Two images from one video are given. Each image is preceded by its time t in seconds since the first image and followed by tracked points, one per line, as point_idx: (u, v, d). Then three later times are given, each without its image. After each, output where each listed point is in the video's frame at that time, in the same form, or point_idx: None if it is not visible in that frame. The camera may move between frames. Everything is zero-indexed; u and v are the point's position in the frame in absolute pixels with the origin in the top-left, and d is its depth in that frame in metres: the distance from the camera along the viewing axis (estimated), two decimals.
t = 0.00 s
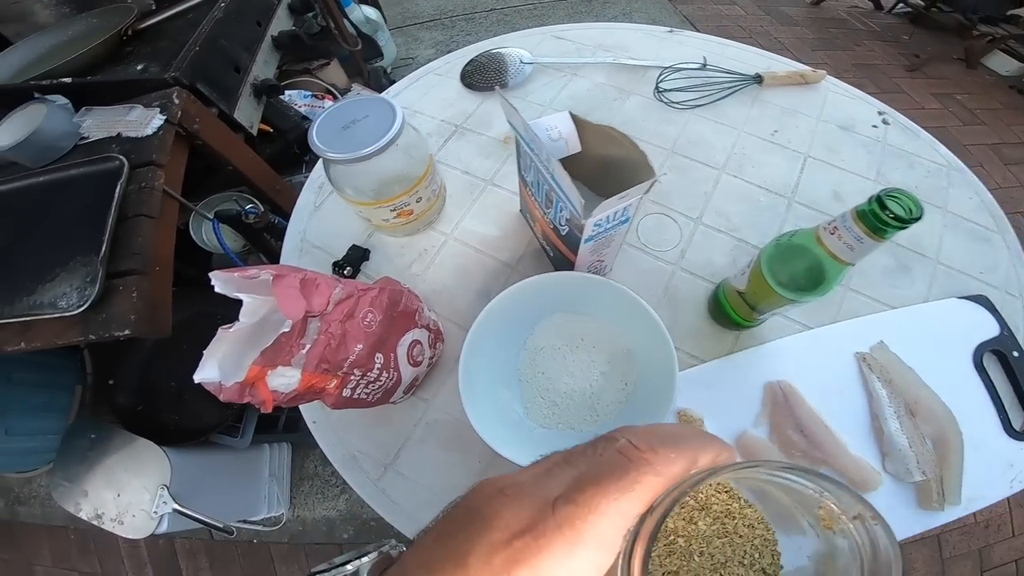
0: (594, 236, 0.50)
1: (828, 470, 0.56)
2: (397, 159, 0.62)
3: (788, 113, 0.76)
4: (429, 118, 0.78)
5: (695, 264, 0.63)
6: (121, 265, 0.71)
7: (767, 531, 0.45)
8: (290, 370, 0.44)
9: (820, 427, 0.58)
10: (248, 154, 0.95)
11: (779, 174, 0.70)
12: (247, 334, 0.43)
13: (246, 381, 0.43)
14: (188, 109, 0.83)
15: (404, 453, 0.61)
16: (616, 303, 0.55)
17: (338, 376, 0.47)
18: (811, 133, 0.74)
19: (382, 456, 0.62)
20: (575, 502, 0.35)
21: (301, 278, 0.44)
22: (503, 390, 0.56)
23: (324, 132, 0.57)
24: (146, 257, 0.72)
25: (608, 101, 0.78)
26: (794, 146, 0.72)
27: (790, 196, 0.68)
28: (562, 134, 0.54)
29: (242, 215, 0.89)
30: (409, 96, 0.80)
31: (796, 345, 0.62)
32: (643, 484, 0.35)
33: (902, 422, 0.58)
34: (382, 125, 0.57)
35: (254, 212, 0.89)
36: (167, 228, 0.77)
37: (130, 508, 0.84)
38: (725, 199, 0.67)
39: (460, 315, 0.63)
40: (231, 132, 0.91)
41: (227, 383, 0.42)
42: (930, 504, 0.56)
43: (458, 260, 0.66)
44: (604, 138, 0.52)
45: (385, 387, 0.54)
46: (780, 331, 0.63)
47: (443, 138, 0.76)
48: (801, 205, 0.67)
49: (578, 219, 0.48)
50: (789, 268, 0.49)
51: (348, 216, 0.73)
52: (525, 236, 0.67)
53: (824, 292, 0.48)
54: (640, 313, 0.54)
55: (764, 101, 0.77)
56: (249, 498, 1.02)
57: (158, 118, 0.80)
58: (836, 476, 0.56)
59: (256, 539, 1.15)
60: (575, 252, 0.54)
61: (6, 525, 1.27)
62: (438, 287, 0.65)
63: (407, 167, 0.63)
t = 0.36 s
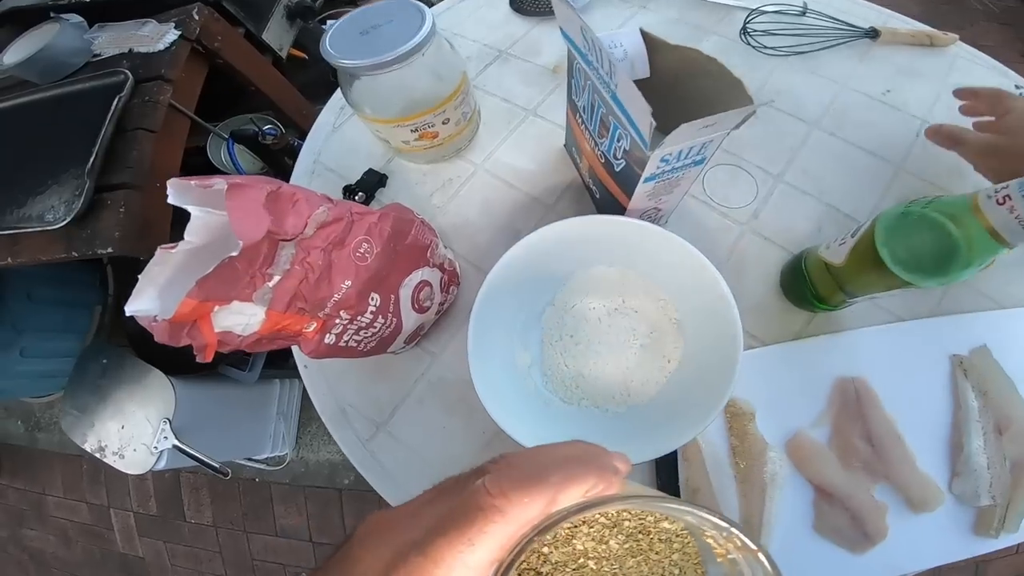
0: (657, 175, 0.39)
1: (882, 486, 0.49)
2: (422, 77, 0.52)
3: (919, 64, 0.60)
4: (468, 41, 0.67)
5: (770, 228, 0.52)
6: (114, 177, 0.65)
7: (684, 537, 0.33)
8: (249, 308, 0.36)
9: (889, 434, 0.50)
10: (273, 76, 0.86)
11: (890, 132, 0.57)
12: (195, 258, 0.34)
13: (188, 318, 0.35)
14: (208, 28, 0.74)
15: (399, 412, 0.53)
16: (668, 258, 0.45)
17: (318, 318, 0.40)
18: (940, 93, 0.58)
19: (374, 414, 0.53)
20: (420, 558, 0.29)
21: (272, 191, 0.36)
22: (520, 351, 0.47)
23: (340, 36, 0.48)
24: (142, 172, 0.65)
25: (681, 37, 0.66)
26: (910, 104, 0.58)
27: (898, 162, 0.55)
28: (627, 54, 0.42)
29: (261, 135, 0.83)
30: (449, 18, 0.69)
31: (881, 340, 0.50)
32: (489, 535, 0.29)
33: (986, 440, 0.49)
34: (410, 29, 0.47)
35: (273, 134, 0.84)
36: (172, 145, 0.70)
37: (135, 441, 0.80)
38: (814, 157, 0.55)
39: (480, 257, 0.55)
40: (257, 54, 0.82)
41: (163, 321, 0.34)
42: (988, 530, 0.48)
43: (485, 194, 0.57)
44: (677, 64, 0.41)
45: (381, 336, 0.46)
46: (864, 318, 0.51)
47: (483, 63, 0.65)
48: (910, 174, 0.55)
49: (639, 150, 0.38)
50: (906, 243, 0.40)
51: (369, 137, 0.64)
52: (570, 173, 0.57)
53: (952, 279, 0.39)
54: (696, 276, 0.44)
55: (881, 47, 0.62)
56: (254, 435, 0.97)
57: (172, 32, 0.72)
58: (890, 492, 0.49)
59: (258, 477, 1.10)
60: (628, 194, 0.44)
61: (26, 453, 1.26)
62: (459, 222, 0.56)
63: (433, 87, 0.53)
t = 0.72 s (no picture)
0: (729, 107, 0.32)
1: (926, 492, 0.43)
2: None
3: None
4: None
5: (850, 188, 0.44)
6: (123, 96, 0.60)
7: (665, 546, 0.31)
8: (218, 217, 0.32)
9: (950, 436, 0.43)
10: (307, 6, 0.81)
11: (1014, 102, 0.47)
12: (146, 155, 0.30)
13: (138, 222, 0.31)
14: None
15: (402, 357, 0.48)
16: (727, 204, 0.38)
17: (307, 237, 0.35)
18: None
19: (375, 358, 0.48)
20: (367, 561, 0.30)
21: (251, 86, 0.32)
22: (543, 297, 0.41)
23: None
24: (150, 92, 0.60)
25: None
26: None
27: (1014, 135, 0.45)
28: None
29: (287, 61, 0.79)
30: None
31: (961, 332, 0.43)
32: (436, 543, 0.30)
33: None
34: None
35: (300, 61, 0.80)
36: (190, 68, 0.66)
37: (150, 370, 0.77)
38: (909, 114, 0.46)
39: (507, 195, 0.49)
40: None
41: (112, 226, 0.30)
42: None
43: (519, 125, 0.50)
44: None
45: (386, 267, 0.41)
46: (949, 304, 0.43)
47: None
48: None
49: (708, 75, 0.31)
50: None
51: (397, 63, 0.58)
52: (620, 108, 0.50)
53: None
54: (762, 229, 0.37)
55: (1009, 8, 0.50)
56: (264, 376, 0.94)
57: None
58: (935, 500, 0.43)
59: (270, 417, 1.07)
60: (688, 128, 0.37)
61: (52, 381, 1.26)
62: (487, 155, 0.50)
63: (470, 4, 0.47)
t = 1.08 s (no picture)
0: (642, 125, 0.36)
1: (873, 478, 0.47)
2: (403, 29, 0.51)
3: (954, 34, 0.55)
4: None
5: (775, 193, 0.48)
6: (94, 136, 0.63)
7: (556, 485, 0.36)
8: (188, 257, 0.35)
9: (886, 423, 0.47)
10: (268, 36, 0.84)
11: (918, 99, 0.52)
12: (126, 204, 0.33)
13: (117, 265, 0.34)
14: None
15: (375, 373, 0.51)
16: (655, 213, 0.41)
17: (272, 269, 0.38)
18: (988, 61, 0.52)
19: (349, 375, 0.51)
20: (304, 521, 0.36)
21: (210, 137, 0.34)
22: (496, 310, 0.44)
23: None
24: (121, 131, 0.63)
25: None
26: (942, 72, 0.51)
27: (927, 132, 0.49)
28: None
29: (253, 94, 0.82)
30: None
31: (885, 322, 0.47)
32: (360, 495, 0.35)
33: (992, 434, 0.46)
34: None
35: (265, 93, 0.83)
36: (160, 103, 0.68)
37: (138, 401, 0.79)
38: (831, 121, 0.50)
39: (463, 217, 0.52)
40: (248, 11, 0.81)
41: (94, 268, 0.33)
42: (978, 531, 0.46)
43: (472, 150, 0.54)
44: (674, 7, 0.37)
45: (349, 292, 0.43)
46: (873, 296, 0.47)
47: (477, 17, 0.61)
48: (937, 143, 0.49)
49: (619, 99, 0.34)
50: (936, 209, 0.36)
51: (355, 96, 0.61)
52: (563, 130, 0.53)
53: (969, 250, 0.36)
54: (686, 235, 0.41)
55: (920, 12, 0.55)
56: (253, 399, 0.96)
57: None
58: (882, 485, 0.47)
59: (262, 441, 1.09)
60: (612, 148, 0.40)
61: (40, 415, 1.27)
62: (443, 180, 0.53)
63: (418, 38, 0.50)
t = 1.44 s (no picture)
0: (579, 183, 0.43)
1: (824, 456, 0.54)
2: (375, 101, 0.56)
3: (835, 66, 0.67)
4: (423, 62, 0.71)
5: (703, 220, 0.58)
6: (101, 213, 0.69)
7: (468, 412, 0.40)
8: (233, 322, 0.40)
9: (822, 408, 0.54)
10: (243, 104, 0.90)
11: (809, 127, 0.63)
12: (183, 284, 0.38)
13: (180, 333, 0.39)
14: (175, 62, 0.77)
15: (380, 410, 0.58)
16: (602, 250, 0.50)
17: (294, 327, 0.44)
18: (850, 87, 0.66)
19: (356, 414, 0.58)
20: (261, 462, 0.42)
21: (241, 224, 0.40)
22: (482, 346, 0.52)
23: (292, 74, 0.52)
24: (127, 206, 0.69)
25: (619, 47, 0.70)
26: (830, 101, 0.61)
27: (819, 150, 0.61)
28: (550, 73, 0.46)
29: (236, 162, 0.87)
30: (405, 39, 0.73)
31: (811, 317, 0.55)
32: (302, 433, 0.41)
33: (917, 408, 0.54)
34: (357, 64, 0.51)
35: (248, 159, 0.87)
36: (155, 175, 0.74)
37: (145, 457, 0.86)
38: (743, 153, 0.61)
39: (443, 265, 0.59)
40: (224, 82, 0.86)
41: (158, 338, 0.38)
42: (932, 499, 0.53)
43: (444, 208, 0.62)
44: (598, 80, 0.44)
45: (355, 340, 0.51)
46: (794, 298, 0.56)
47: (437, 83, 0.70)
48: (830, 161, 0.61)
49: (558, 163, 0.41)
50: (802, 228, 0.43)
51: (335, 163, 0.68)
52: (520, 182, 0.62)
53: (848, 254, 0.42)
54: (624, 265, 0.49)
55: (796, 51, 0.68)
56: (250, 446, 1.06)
57: (140, 70, 0.74)
58: (833, 463, 0.54)
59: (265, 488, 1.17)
60: (561, 200, 0.48)
61: (40, 476, 1.30)
62: (422, 234, 0.61)
63: (387, 109, 0.57)
